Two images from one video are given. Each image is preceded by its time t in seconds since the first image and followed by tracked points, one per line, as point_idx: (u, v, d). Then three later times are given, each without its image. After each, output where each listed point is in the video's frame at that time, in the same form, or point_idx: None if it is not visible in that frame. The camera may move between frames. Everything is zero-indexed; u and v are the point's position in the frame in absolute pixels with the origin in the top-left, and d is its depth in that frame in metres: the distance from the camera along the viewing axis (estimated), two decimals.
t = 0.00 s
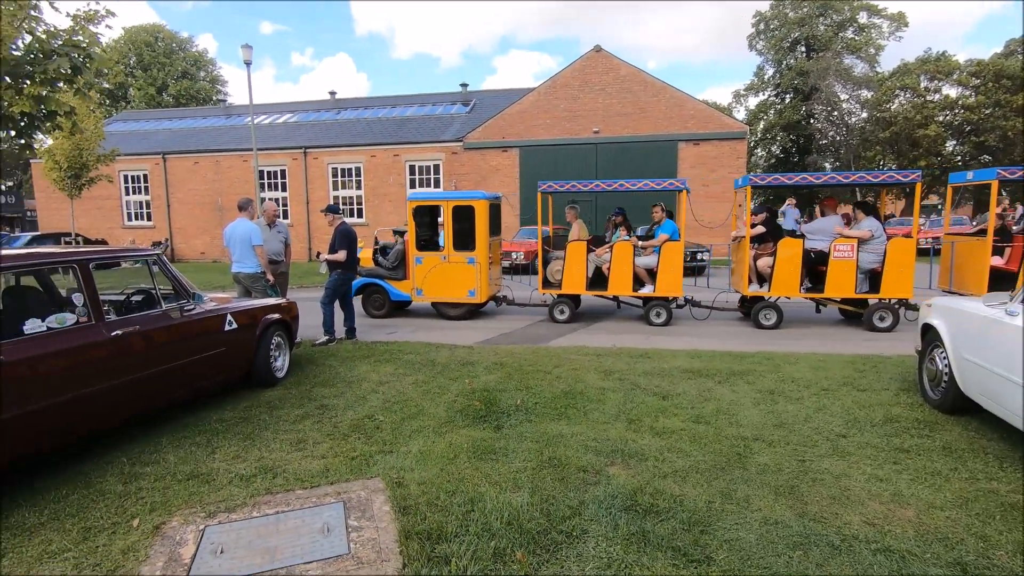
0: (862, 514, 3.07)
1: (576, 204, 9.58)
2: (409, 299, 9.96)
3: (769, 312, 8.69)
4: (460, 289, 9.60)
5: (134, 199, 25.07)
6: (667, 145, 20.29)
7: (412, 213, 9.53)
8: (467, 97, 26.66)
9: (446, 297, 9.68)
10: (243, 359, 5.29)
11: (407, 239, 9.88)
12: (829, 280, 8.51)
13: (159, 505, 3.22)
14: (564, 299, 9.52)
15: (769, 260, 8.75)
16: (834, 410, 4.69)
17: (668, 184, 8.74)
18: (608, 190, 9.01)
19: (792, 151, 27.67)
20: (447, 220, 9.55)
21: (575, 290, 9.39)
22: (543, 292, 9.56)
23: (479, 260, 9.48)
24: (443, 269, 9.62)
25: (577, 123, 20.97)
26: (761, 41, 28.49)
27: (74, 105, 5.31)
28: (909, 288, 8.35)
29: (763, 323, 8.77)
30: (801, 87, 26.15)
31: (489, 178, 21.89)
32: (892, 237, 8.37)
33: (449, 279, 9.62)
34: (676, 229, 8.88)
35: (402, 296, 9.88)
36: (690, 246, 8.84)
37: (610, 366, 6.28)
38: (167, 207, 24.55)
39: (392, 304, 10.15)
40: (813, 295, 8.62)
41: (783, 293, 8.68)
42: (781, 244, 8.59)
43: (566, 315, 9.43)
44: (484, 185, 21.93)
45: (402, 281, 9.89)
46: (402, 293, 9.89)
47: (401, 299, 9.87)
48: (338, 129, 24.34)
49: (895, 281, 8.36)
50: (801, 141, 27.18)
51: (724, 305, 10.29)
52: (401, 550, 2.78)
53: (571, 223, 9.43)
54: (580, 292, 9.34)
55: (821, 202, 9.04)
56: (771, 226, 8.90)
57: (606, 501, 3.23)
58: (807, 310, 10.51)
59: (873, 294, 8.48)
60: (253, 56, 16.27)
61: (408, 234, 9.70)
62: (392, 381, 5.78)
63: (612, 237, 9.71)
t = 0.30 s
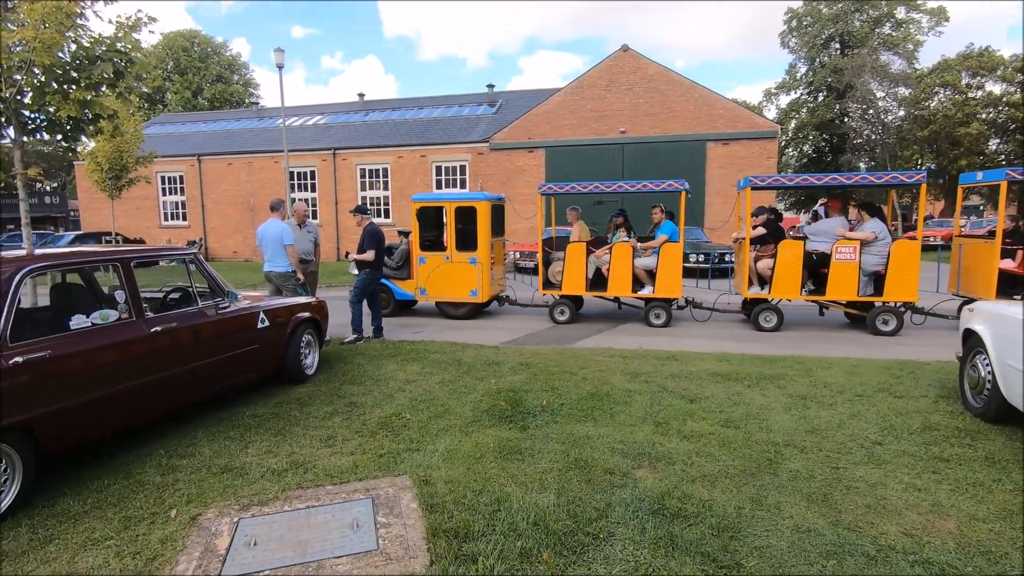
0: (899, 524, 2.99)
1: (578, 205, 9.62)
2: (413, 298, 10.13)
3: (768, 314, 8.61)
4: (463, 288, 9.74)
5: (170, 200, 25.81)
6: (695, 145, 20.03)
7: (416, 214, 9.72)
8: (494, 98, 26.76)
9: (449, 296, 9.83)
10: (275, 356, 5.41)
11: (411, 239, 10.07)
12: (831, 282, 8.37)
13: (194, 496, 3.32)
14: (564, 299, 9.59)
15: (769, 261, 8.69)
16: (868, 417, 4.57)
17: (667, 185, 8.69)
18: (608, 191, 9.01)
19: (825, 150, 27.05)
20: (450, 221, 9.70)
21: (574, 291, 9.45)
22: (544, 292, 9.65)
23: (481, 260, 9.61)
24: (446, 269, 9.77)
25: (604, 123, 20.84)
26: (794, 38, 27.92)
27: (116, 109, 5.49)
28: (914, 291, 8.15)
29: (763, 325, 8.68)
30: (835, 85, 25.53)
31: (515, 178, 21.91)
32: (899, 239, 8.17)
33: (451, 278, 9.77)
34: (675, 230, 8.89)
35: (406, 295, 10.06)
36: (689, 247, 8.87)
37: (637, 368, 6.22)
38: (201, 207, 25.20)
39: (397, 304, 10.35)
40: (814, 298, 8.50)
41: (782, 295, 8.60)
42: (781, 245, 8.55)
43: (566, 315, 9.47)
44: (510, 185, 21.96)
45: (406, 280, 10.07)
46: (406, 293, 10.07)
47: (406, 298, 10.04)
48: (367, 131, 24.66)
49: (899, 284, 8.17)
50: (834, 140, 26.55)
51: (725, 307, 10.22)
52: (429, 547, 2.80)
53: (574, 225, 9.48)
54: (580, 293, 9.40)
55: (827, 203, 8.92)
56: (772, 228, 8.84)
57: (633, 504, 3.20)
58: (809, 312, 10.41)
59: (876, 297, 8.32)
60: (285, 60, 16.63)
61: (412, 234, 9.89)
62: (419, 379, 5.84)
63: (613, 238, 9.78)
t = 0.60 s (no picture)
0: (938, 538, 2.90)
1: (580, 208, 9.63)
2: (417, 298, 10.21)
3: (769, 317, 8.49)
4: (465, 288, 9.80)
5: (204, 200, 26.50)
6: (725, 146, 19.73)
7: (421, 215, 9.83)
8: (520, 99, 26.79)
9: (452, 296, 9.90)
10: (305, 355, 5.52)
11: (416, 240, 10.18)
12: (832, 286, 8.23)
13: (229, 489, 3.40)
14: (564, 300, 9.64)
15: (769, 265, 8.58)
16: (906, 426, 4.43)
17: (666, 188, 8.61)
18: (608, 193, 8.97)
19: (860, 151, 26.39)
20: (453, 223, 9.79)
21: (574, 292, 9.49)
22: (545, 293, 9.72)
23: (483, 261, 9.66)
24: (449, 269, 9.84)
25: (631, 123, 20.66)
26: (828, 37, 27.32)
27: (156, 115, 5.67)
28: (917, 296, 7.97)
29: (763, 329, 8.53)
30: (871, 84, 24.87)
31: (540, 179, 21.88)
32: (902, 243, 8.01)
33: (454, 278, 9.84)
34: (676, 232, 8.89)
35: (410, 294, 10.15)
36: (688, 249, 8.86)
37: (664, 372, 6.16)
38: (234, 207, 25.81)
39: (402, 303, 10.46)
40: (814, 302, 8.37)
41: (782, 298, 8.48)
42: (781, 248, 8.43)
43: (566, 316, 9.55)
44: (536, 187, 21.94)
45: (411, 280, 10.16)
46: (411, 292, 10.15)
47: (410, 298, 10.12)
48: (395, 132, 24.94)
49: (902, 289, 8.00)
50: (870, 141, 25.88)
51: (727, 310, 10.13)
52: (456, 547, 2.82)
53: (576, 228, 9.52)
54: (581, 294, 9.43)
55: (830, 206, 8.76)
56: (772, 230, 8.69)
57: (661, 510, 3.17)
58: (809, 316, 10.27)
59: (878, 302, 8.17)
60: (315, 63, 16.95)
61: (417, 235, 9.99)
62: (445, 379, 5.87)
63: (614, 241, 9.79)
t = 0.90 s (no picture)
0: (968, 550, 2.83)
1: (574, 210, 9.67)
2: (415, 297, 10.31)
3: (759, 320, 8.47)
4: (461, 288, 9.88)
5: (228, 199, 26.97)
6: (746, 147, 19.50)
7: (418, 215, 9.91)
8: (540, 99, 26.76)
9: (448, 296, 9.98)
10: (327, 354, 5.60)
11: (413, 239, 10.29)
12: (821, 289, 8.23)
13: (252, 485, 3.46)
14: (558, 301, 9.75)
15: (759, 267, 8.59)
16: (934, 434, 4.33)
17: (659, 190, 8.58)
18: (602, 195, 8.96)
19: (886, 152, 25.95)
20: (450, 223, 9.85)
21: (567, 293, 9.59)
22: (539, 294, 9.84)
23: (478, 261, 9.73)
24: (445, 269, 9.92)
25: (651, 124, 20.51)
26: (854, 36, 26.86)
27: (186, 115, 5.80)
28: (909, 300, 7.87)
29: (753, 332, 8.54)
30: (898, 84, 24.38)
31: (559, 180, 21.84)
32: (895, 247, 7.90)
33: (450, 278, 9.92)
34: (667, 234, 8.99)
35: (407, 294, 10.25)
36: (681, 251, 8.92)
37: (684, 375, 6.11)
38: (256, 206, 26.22)
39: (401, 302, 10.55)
40: (804, 305, 8.36)
41: (772, 301, 8.47)
42: (770, 249, 8.43)
43: (559, 317, 9.66)
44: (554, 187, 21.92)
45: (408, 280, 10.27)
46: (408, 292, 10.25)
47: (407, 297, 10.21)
48: (414, 133, 25.10)
49: (893, 292, 7.91)
50: (896, 142, 25.42)
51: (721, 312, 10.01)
52: (475, 546, 2.83)
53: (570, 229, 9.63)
54: (574, 294, 9.53)
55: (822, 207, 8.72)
56: (765, 234, 8.71)
57: (681, 514, 3.15)
58: (801, 319, 10.14)
59: (871, 305, 8.11)
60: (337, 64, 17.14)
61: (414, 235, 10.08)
62: (464, 379, 5.89)
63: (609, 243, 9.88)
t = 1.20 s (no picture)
0: (995, 562, 2.77)
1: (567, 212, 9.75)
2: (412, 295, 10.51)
3: (746, 322, 8.52)
4: (455, 288, 10.03)
5: (247, 198, 27.34)
6: (765, 148, 19.30)
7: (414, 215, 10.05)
8: (556, 100, 26.72)
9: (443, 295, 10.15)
10: (344, 354, 5.64)
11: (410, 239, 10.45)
12: (809, 293, 8.20)
13: (272, 481, 3.50)
14: (550, 301, 9.85)
15: (748, 270, 8.61)
16: (960, 444, 4.24)
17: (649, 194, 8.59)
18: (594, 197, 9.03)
19: (908, 155, 25.42)
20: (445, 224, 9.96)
21: (559, 293, 9.70)
22: (531, 293, 9.95)
23: (472, 261, 9.86)
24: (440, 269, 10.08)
25: (669, 125, 20.37)
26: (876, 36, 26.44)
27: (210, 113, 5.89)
28: (895, 305, 7.83)
29: (741, 333, 8.58)
30: (922, 85, 23.94)
31: (575, 181, 21.79)
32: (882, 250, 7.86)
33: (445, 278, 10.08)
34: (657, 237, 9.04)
35: (405, 293, 10.45)
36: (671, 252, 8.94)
37: (702, 379, 6.05)
38: (275, 206, 26.54)
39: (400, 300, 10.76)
40: (792, 308, 8.35)
41: (759, 303, 8.49)
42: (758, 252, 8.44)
43: (551, 317, 9.78)
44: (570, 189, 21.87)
45: (405, 279, 10.47)
46: (405, 291, 10.45)
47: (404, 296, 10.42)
48: (431, 133, 25.23)
49: (880, 297, 7.87)
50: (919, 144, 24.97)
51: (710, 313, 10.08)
52: (494, 547, 2.84)
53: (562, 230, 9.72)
54: (566, 295, 9.63)
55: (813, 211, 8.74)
56: (753, 237, 8.82)
57: (699, 520, 3.12)
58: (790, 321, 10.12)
59: (858, 308, 8.07)
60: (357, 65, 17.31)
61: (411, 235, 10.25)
62: (480, 380, 5.90)
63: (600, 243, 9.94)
